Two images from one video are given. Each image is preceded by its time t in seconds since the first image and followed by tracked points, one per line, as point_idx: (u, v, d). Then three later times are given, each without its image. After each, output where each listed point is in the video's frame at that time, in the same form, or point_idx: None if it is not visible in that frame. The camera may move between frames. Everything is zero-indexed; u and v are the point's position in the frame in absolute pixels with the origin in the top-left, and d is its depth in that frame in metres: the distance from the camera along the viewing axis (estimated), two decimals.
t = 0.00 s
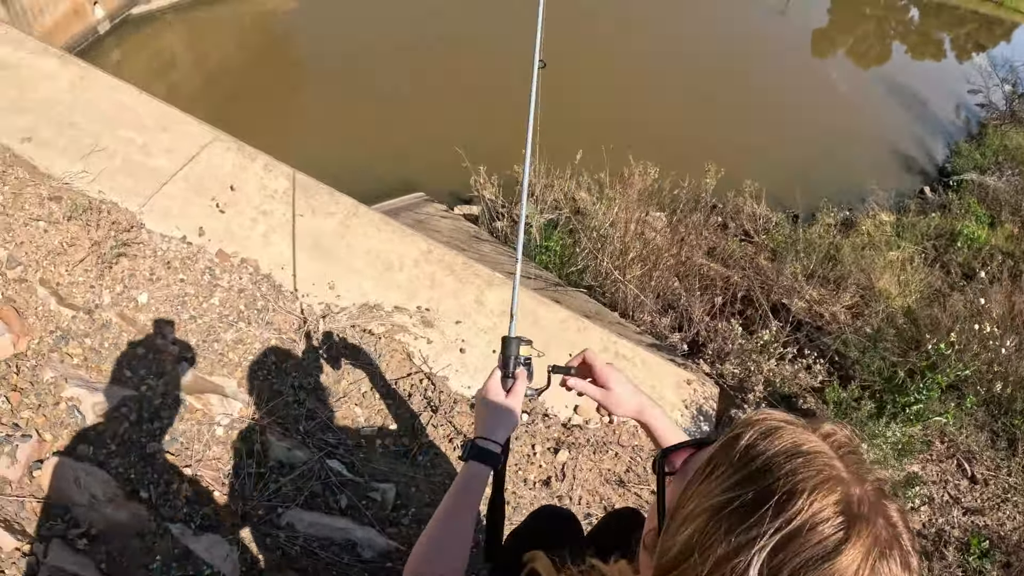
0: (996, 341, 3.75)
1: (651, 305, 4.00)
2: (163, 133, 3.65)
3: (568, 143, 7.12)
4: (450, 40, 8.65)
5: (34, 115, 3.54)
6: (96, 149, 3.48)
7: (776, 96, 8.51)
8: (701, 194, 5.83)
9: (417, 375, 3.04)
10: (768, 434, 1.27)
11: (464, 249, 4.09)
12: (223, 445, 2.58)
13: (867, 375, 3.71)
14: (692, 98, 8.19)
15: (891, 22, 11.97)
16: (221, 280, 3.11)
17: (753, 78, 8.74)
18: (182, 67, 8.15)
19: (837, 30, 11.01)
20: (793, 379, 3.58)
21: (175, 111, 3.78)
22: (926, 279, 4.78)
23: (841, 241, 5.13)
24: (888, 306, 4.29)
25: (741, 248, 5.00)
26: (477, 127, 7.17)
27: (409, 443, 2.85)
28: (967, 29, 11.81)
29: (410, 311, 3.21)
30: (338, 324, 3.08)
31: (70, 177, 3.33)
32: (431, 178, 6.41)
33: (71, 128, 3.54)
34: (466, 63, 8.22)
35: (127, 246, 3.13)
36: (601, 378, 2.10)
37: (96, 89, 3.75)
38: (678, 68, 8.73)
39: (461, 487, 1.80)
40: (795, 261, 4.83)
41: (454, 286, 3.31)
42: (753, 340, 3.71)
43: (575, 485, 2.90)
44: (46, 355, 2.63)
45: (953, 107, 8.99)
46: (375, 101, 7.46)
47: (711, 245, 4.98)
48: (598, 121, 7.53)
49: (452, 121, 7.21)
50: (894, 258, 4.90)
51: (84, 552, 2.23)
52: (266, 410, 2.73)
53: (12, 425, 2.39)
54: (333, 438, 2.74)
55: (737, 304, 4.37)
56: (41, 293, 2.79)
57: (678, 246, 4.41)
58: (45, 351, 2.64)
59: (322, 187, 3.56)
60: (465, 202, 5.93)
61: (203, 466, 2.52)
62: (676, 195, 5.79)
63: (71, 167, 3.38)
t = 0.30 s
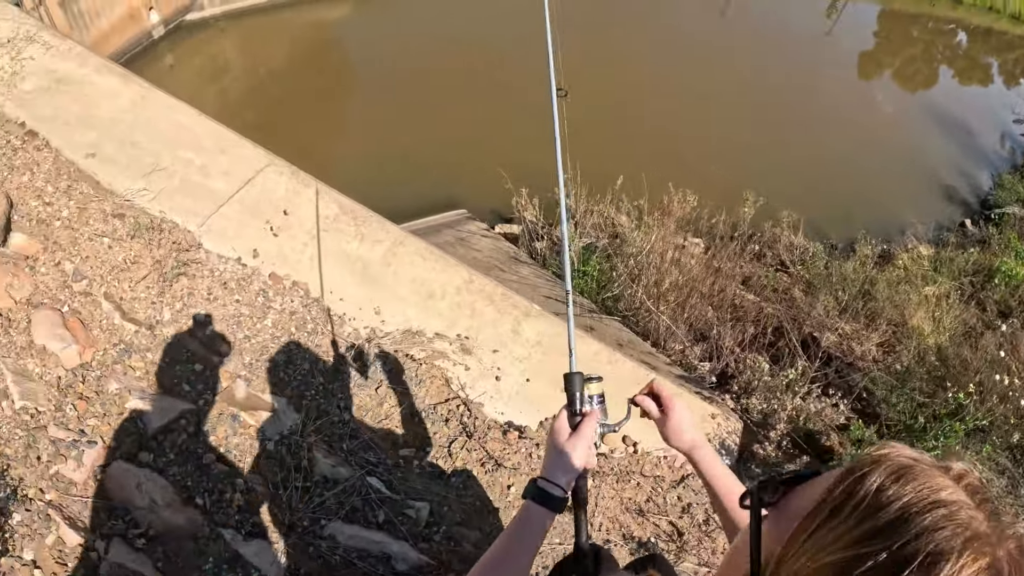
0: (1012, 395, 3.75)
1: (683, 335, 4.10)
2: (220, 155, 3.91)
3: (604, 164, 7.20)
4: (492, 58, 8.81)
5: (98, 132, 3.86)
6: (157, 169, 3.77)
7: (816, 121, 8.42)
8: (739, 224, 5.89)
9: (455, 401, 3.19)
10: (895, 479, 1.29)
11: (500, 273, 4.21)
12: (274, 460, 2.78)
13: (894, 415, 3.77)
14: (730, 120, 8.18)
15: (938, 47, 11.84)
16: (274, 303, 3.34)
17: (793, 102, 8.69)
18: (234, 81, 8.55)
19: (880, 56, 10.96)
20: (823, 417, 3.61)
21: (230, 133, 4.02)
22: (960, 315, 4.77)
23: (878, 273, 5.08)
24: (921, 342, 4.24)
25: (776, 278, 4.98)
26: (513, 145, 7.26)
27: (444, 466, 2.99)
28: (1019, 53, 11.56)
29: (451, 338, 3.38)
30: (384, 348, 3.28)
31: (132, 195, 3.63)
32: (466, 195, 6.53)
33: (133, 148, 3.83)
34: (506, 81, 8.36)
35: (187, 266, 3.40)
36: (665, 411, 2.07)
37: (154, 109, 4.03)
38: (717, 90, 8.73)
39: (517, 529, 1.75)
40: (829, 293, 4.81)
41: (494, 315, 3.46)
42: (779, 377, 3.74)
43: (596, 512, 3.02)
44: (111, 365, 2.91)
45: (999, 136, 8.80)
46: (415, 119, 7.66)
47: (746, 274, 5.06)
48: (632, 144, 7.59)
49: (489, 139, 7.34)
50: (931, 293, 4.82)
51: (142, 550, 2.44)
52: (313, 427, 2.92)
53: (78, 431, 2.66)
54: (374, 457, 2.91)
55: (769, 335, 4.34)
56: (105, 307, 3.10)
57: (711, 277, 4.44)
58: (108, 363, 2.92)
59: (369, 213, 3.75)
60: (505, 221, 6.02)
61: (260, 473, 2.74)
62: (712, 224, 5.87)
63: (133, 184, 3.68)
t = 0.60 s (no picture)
0: None
1: (711, 361, 4.13)
2: (267, 170, 4.06)
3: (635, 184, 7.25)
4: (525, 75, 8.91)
5: (148, 141, 4.04)
6: (205, 181, 3.94)
7: (850, 146, 8.37)
8: (770, 250, 5.91)
9: (489, 422, 3.30)
10: None
11: (533, 291, 4.29)
12: (314, 471, 2.92)
13: (917, 450, 3.75)
14: (761, 143, 8.16)
15: (976, 72, 11.74)
16: (317, 319, 3.49)
17: (826, 127, 8.64)
18: (273, 89, 8.77)
19: (916, 80, 10.89)
20: (849, 448, 3.61)
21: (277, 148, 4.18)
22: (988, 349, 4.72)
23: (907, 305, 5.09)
24: (947, 376, 4.27)
25: (806, 306, 5.03)
26: (543, 164, 7.34)
27: (476, 484, 3.08)
28: None
29: (486, 359, 3.49)
30: (420, 368, 3.41)
31: (180, 205, 3.81)
32: (496, 213, 6.63)
33: (183, 160, 4.00)
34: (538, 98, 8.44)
35: (234, 279, 3.57)
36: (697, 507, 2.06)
37: (204, 121, 4.19)
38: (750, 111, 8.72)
39: (545, 559, 1.81)
40: (858, 323, 4.83)
41: (528, 339, 3.55)
42: (803, 409, 3.74)
43: (619, 535, 3.10)
44: (159, 372, 3.07)
45: None
46: (447, 133, 7.80)
47: (777, 300, 5.08)
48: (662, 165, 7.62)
49: (520, 157, 7.43)
50: (958, 326, 4.83)
51: (185, 553, 2.56)
52: (352, 442, 3.06)
53: (127, 436, 2.80)
54: (409, 473, 3.02)
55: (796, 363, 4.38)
56: (153, 316, 3.26)
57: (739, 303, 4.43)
58: (156, 371, 3.08)
59: (410, 234, 3.89)
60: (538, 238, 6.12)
61: (300, 485, 2.87)
62: (742, 249, 5.91)
63: (181, 196, 3.85)
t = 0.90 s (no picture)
0: (1011, 456, 3.85)
1: (703, 382, 4.33)
2: (278, 200, 4.27)
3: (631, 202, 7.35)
4: (523, 98, 9.08)
5: (161, 169, 4.26)
6: (219, 210, 4.15)
7: (841, 168, 8.51)
8: (761, 271, 6.09)
9: (492, 442, 3.48)
10: None
11: (531, 314, 4.47)
12: (329, 490, 3.11)
13: (903, 467, 3.90)
14: (754, 165, 8.30)
15: (969, 88, 11.99)
16: (328, 344, 3.69)
17: (818, 148, 8.79)
18: (273, 107, 8.86)
19: (910, 98, 11.08)
20: (836, 467, 3.82)
21: (287, 178, 4.39)
22: (977, 366, 4.71)
23: (897, 324, 5.21)
24: (934, 394, 4.39)
25: (798, 326, 5.20)
26: (539, 186, 7.45)
27: (481, 501, 3.23)
28: None
29: (488, 383, 3.68)
30: (427, 392, 3.59)
31: (195, 233, 4.02)
32: (492, 233, 6.71)
33: (198, 189, 4.22)
34: (535, 122, 8.59)
35: (249, 305, 3.77)
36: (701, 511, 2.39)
37: (215, 149, 4.42)
38: (743, 133, 8.88)
39: None
40: (848, 342, 4.97)
41: (528, 363, 3.76)
42: (793, 429, 3.94)
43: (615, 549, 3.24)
44: (180, 394, 3.26)
45: None
46: (446, 152, 7.92)
47: (770, 321, 5.25)
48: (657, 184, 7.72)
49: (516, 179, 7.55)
50: (947, 344, 4.91)
51: (211, 567, 2.74)
52: (364, 462, 3.25)
53: (151, 456, 3.00)
54: (417, 492, 3.20)
55: (787, 383, 4.52)
56: (173, 341, 3.46)
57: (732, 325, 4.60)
58: (177, 394, 3.26)
59: (416, 262, 4.11)
60: (536, 258, 6.25)
61: (316, 503, 3.05)
62: (735, 272, 6.12)
63: (197, 223, 4.07)
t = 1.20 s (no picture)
0: (1009, 464, 3.95)
1: (706, 393, 4.41)
2: (292, 215, 4.39)
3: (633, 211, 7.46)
4: (525, 109, 9.20)
5: (176, 182, 4.38)
6: (235, 224, 4.27)
7: (840, 178, 8.62)
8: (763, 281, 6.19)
9: (505, 453, 3.59)
10: None
11: (537, 325, 4.60)
12: (349, 501, 3.22)
13: (903, 476, 3.98)
14: (754, 175, 8.42)
15: (967, 96, 12.13)
16: (345, 358, 3.81)
17: (818, 159, 8.90)
18: (278, 116, 8.97)
19: (909, 107, 11.22)
20: (836, 477, 3.89)
21: (301, 193, 4.53)
22: (976, 376, 4.82)
23: (897, 335, 5.30)
24: (934, 404, 4.51)
25: (799, 337, 5.30)
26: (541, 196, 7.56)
27: (495, 511, 3.34)
28: None
29: (500, 396, 3.80)
30: (441, 404, 3.70)
31: (211, 246, 4.13)
32: (496, 243, 6.81)
33: (212, 202, 4.34)
34: (537, 132, 8.72)
35: (267, 319, 3.88)
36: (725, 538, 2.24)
37: (230, 163, 4.56)
38: (743, 144, 8.99)
39: None
40: (848, 353, 5.06)
41: (538, 376, 3.87)
42: (795, 439, 4.04)
43: (625, 558, 3.32)
44: (202, 407, 3.38)
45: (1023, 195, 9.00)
46: (449, 162, 8.03)
47: (771, 332, 5.36)
48: (658, 194, 7.82)
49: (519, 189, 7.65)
50: (946, 354, 5.00)
51: None
52: (382, 473, 3.36)
53: (174, 468, 3.12)
54: (434, 502, 3.31)
55: (789, 394, 4.64)
56: (193, 355, 3.59)
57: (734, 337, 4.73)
58: (198, 407, 3.38)
59: (428, 276, 4.23)
60: (540, 268, 6.36)
61: (338, 513, 3.17)
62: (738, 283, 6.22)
63: (212, 237, 4.18)
